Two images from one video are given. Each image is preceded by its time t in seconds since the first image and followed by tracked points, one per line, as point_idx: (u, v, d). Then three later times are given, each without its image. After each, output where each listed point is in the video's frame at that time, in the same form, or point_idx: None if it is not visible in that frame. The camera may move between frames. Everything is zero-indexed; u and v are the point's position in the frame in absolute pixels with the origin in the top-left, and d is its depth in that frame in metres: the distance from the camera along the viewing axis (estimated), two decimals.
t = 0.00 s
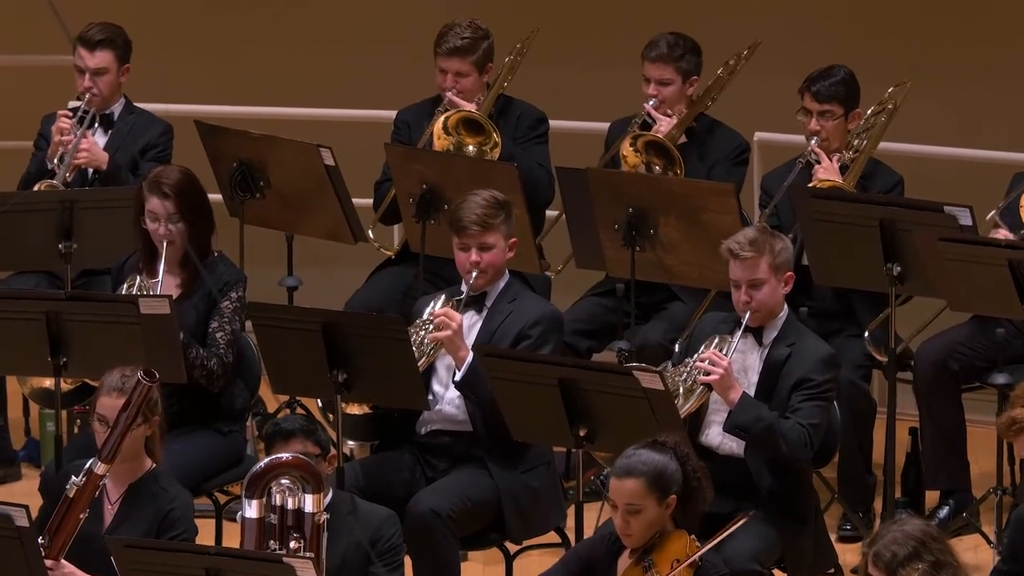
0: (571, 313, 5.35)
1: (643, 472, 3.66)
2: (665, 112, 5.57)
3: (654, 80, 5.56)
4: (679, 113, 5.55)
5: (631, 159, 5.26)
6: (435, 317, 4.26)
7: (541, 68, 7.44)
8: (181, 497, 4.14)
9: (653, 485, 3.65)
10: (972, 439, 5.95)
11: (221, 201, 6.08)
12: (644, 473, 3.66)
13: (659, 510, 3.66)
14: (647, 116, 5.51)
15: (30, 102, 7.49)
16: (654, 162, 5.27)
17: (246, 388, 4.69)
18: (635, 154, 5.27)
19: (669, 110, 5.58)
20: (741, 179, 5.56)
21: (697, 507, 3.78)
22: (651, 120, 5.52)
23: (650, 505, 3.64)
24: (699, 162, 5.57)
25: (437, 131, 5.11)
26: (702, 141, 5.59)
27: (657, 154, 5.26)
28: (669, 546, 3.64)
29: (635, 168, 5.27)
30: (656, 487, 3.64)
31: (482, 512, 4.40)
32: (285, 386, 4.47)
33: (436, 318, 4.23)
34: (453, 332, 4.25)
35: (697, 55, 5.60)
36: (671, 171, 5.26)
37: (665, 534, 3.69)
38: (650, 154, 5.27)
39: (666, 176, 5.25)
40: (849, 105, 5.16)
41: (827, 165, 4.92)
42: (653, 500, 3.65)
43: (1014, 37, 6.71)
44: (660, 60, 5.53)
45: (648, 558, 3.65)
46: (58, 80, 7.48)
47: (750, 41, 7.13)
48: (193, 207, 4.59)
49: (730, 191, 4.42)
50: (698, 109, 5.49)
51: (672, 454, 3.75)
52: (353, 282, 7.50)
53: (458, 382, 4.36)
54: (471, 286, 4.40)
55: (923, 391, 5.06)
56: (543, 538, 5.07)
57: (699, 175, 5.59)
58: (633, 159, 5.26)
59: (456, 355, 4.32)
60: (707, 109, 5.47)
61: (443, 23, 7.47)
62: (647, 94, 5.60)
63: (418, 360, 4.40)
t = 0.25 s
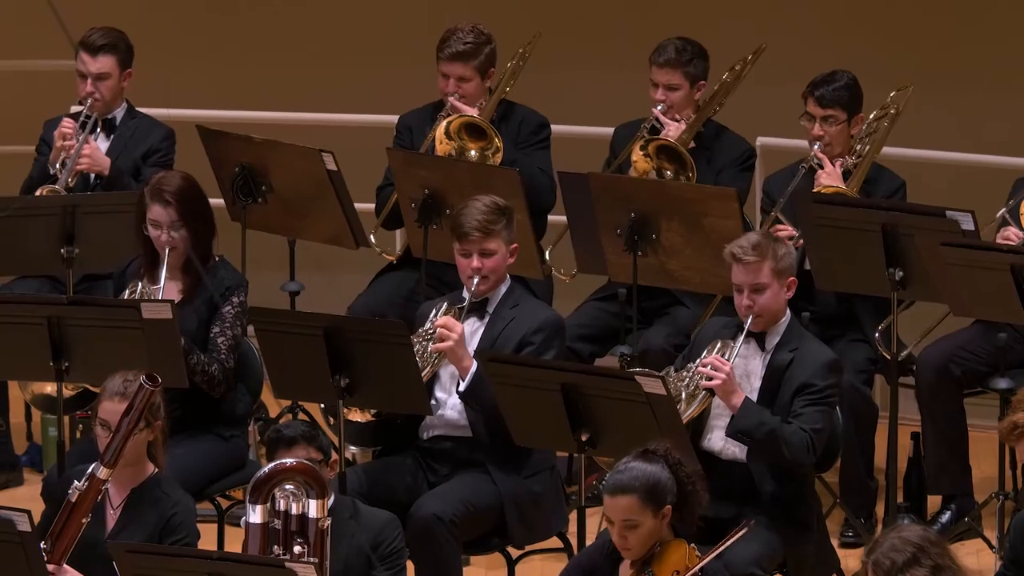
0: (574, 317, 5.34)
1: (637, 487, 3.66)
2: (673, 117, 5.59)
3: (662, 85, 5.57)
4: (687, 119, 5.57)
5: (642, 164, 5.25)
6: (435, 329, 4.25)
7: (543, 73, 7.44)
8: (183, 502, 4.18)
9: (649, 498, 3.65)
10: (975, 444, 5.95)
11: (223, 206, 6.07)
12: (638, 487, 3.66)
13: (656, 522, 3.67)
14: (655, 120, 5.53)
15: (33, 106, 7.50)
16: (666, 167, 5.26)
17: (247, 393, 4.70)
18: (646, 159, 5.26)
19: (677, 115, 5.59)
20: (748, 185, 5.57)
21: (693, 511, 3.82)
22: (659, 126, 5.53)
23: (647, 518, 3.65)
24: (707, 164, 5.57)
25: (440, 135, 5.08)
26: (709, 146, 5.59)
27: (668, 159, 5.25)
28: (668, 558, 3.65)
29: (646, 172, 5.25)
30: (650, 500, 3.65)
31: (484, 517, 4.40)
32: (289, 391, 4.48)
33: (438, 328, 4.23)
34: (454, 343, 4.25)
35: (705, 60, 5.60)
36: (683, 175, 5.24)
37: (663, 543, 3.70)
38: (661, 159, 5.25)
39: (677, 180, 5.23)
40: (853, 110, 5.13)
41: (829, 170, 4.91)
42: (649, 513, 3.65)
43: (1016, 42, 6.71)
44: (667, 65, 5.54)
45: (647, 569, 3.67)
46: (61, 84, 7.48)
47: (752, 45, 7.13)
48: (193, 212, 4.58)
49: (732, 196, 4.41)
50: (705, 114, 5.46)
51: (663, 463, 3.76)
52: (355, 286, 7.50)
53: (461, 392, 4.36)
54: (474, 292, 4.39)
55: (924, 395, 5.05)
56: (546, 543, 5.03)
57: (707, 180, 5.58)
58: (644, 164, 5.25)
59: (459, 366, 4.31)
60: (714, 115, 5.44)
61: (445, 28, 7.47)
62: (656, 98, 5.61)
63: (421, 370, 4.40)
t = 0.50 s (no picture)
0: (575, 321, 5.33)
1: (646, 476, 3.75)
2: (677, 119, 5.59)
3: (666, 86, 5.56)
4: (691, 120, 5.56)
5: (648, 160, 5.27)
6: (437, 329, 4.27)
7: (544, 77, 7.45)
8: (184, 505, 4.21)
9: (656, 489, 3.73)
10: (976, 448, 5.95)
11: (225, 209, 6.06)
12: (647, 477, 3.75)
13: (661, 514, 3.74)
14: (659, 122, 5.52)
15: (34, 109, 7.50)
16: (673, 164, 5.27)
17: (249, 397, 4.68)
18: (653, 154, 5.27)
19: (680, 117, 5.59)
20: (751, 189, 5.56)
21: (695, 513, 3.89)
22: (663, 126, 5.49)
23: (654, 509, 3.72)
24: (710, 165, 5.57)
25: (441, 139, 5.10)
26: (712, 148, 5.59)
27: (676, 155, 5.27)
28: (669, 554, 3.69)
29: (652, 168, 5.27)
30: (658, 491, 3.72)
31: (486, 521, 4.41)
32: (290, 395, 4.49)
33: (441, 330, 4.24)
34: (457, 344, 4.26)
35: (707, 62, 5.61)
36: (692, 172, 5.26)
37: (664, 542, 3.75)
38: (669, 155, 5.27)
39: (686, 177, 5.25)
40: (853, 114, 5.12)
41: (831, 173, 4.90)
42: (656, 504, 3.72)
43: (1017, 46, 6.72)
44: (671, 66, 5.54)
45: (648, 565, 3.71)
46: (62, 88, 7.49)
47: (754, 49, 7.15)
48: (194, 216, 4.57)
49: (734, 199, 4.40)
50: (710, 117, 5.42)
51: (671, 459, 3.84)
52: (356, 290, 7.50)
53: (463, 394, 4.37)
54: (475, 294, 4.39)
55: (925, 399, 5.05)
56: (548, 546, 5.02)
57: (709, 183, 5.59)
58: (651, 160, 5.26)
59: (462, 367, 4.32)
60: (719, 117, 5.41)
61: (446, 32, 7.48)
62: (659, 100, 5.60)
63: (422, 371, 4.41)
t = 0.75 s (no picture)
0: (575, 322, 5.32)
1: (643, 477, 3.77)
2: (676, 118, 5.57)
3: (665, 85, 5.55)
4: (690, 119, 5.54)
5: (647, 149, 5.25)
6: (439, 331, 4.28)
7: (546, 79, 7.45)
8: (185, 508, 4.27)
9: (654, 490, 3.75)
10: (977, 450, 5.94)
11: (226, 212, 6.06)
12: (644, 478, 3.76)
13: (659, 515, 3.76)
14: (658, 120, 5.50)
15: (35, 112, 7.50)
16: (670, 156, 5.28)
17: (250, 399, 4.67)
18: (651, 145, 5.26)
19: (680, 116, 5.57)
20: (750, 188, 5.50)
21: (694, 514, 3.90)
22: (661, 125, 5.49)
23: (651, 509, 3.74)
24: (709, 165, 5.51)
25: (442, 142, 5.09)
26: (709, 148, 5.52)
27: (673, 148, 5.27)
28: (666, 555, 3.69)
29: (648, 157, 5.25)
30: (655, 492, 3.74)
31: (487, 523, 4.41)
32: (291, 398, 4.50)
33: (442, 332, 4.24)
34: (458, 345, 4.27)
35: (706, 62, 5.60)
36: (687, 164, 5.29)
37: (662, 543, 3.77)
38: (666, 147, 5.27)
39: (683, 170, 5.27)
40: (854, 116, 5.10)
41: (831, 175, 4.89)
42: (654, 504, 3.74)
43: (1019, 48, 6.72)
44: (670, 65, 5.53)
45: (646, 566, 3.73)
46: (63, 90, 7.49)
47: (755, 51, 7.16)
48: (195, 218, 4.57)
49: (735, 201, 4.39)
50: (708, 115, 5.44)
51: (669, 461, 3.86)
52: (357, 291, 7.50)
53: (465, 395, 4.38)
54: (477, 296, 4.37)
55: (926, 401, 5.04)
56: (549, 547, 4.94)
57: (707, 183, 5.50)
58: (648, 149, 5.25)
59: (463, 368, 4.33)
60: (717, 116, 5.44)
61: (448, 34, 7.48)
62: (658, 99, 5.59)
63: (423, 373, 4.40)
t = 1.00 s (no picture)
0: (575, 324, 5.32)
1: (642, 479, 3.77)
2: (672, 119, 5.54)
3: (661, 86, 5.52)
4: (686, 120, 5.49)
5: (637, 145, 5.24)
6: (441, 332, 4.30)
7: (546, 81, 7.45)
8: (185, 510, 4.32)
9: (654, 491, 3.76)
10: (977, 452, 5.94)
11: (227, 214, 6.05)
12: (643, 480, 3.77)
13: (659, 517, 3.76)
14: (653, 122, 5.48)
15: (36, 113, 7.51)
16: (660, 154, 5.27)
17: (251, 401, 4.66)
18: (643, 142, 5.25)
19: (676, 117, 5.53)
20: (745, 190, 5.45)
21: (692, 515, 3.92)
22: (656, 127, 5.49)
23: (651, 510, 3.74)
24: (704, 168, 5.47)
25: (442, 143, 5.09)
26: (705, 150, 5.49)
27: (664, 146, 5.26)
28: (666, 557, 3.69)
29: (639, 154, 5.25)
30: (655, 494, 3.75)
31: (487, 525, 4.41)
32: (292, 401, 4.51)
33: (444, 334, 4.26)
34: (460, 346, 4.27)
35: (703, 64, 5.55)
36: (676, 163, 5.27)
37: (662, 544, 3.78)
38: (657, 144, 5.27)
39: (671, 168, 5.25)
40: (856, 118, 5.10)
41: (832, 176, 4.88)
42: (653, 505, 3.75)
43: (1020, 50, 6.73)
44: (666, 66, 5.49)
45: (645, 566, 3.72)
46: (64, 92, 7.49)
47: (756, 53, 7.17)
48: (197, 220, 4.55)
49: (735, 203, 4.38)
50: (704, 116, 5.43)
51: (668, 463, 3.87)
52: (358, 293, 7.50)
53: (465, 398, 4.40)
54: (479, 300, 4.39)
55: (926, 403, 5.04)
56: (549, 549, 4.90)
57: (701, 183, 5.47)
58: (640, 145, 5.25)
59: (464, 371, 4.34)
60: (713, 117, 5.43)
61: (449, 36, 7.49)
62: (654, 100, 5.56)
63: (425, 378, 4.41)
